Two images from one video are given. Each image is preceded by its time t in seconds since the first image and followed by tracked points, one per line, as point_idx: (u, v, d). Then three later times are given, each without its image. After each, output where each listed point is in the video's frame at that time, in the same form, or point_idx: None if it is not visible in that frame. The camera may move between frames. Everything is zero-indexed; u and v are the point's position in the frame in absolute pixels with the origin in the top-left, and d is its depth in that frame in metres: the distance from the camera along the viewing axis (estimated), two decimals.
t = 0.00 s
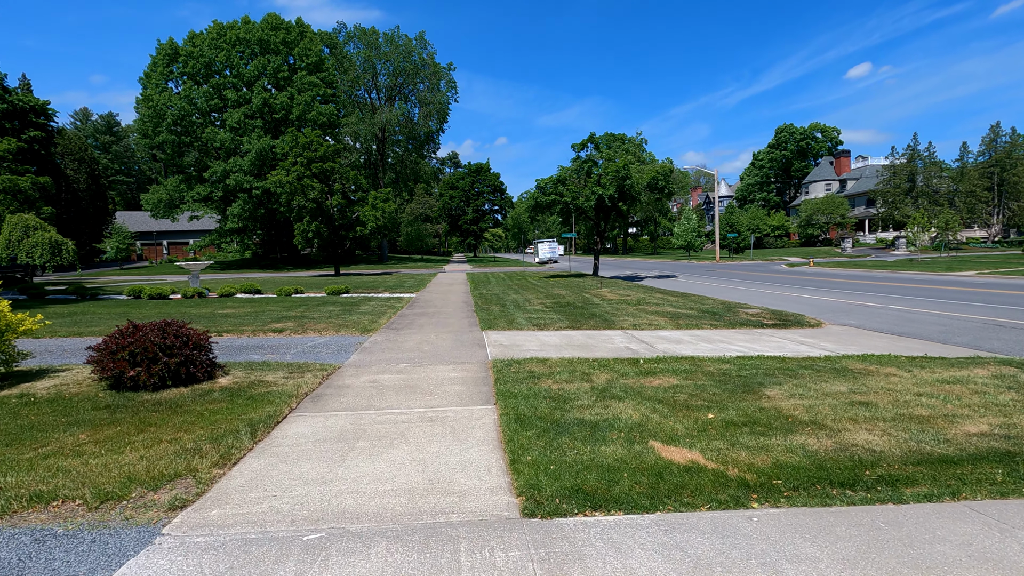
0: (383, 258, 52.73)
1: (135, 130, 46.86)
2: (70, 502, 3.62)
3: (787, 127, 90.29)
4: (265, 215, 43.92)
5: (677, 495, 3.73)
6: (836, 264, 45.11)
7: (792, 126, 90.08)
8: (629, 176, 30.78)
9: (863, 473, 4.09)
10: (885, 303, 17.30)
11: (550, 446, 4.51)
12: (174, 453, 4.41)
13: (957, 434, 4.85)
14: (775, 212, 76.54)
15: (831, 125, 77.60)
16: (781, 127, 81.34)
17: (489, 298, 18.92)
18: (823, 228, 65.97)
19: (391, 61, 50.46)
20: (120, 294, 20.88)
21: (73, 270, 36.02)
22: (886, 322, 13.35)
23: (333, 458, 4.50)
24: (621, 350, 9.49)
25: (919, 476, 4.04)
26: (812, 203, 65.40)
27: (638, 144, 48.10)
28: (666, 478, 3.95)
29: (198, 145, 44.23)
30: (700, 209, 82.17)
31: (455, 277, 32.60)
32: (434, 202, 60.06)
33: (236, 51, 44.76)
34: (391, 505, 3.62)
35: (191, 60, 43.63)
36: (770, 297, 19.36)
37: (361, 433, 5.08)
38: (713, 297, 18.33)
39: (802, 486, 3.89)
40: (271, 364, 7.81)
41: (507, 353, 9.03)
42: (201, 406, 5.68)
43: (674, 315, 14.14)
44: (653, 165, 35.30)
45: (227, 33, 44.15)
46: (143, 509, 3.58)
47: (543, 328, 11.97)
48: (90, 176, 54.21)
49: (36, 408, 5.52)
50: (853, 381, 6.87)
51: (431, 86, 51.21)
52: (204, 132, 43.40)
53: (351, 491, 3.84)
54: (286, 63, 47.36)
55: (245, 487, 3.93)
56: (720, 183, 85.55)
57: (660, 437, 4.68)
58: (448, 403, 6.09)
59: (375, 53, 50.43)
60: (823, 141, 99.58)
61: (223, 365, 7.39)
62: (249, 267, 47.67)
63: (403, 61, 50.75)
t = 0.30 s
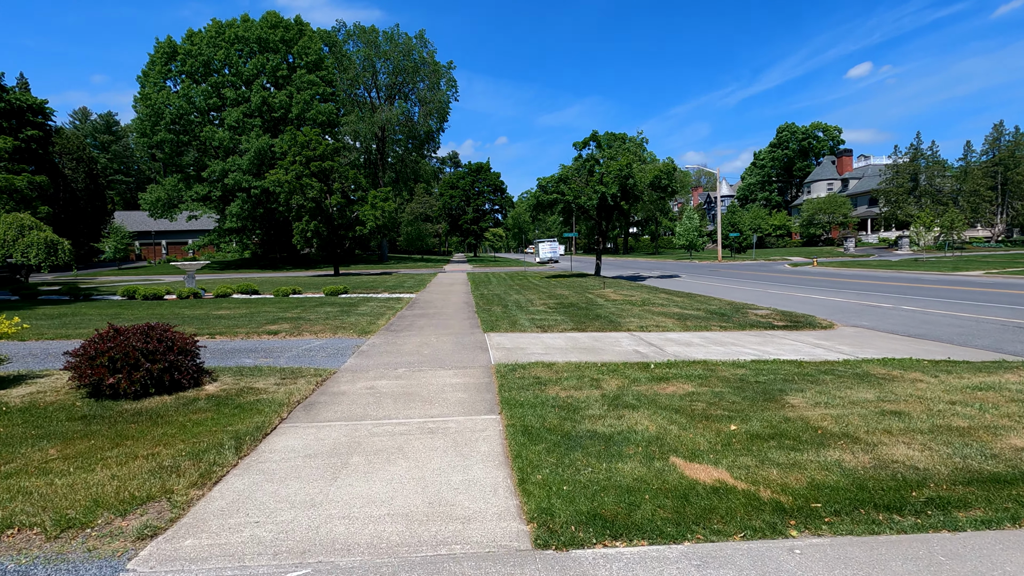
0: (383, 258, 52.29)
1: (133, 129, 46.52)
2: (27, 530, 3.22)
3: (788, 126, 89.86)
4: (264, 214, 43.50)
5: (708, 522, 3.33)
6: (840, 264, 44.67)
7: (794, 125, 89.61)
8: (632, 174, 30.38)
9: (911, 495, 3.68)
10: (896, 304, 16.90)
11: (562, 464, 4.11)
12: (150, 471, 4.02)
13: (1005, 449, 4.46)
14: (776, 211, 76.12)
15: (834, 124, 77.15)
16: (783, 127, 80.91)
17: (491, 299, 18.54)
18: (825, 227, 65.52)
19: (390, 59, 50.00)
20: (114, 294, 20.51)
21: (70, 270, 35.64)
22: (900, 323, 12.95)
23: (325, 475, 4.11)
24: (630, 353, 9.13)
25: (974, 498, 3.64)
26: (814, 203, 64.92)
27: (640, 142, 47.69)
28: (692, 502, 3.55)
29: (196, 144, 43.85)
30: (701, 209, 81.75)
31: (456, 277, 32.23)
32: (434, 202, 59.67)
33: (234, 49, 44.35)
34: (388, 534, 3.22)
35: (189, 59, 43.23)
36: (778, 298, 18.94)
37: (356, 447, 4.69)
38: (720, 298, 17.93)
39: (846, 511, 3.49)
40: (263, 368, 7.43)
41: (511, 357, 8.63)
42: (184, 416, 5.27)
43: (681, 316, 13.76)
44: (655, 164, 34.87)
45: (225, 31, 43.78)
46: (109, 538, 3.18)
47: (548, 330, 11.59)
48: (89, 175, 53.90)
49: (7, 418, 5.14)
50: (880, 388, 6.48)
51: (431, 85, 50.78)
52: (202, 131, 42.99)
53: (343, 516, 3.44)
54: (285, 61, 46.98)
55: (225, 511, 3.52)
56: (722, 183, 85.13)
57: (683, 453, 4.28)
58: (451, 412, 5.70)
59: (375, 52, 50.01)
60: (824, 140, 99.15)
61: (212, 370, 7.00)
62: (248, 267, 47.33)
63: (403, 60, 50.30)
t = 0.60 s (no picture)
0: (383, 258, 51.85)
1: (132, 128, 46.17)
2: None
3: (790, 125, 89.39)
4: (263, 213, 43.08)
5: (749, 561, 2.92)
6: (845, 263, 44.16)
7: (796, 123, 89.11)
8: (635, 173, 29.97)
9: (971, 527, 3.26)
10: (909, 304, 16.48)
11: (579, 489, 3.71)
12: (120, 498, 3.62)
13: None
14: (779, 210, 75.69)
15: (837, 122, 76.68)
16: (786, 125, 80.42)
17: (493, 300, 18.15)
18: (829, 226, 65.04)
19: (390, 57, 49.59)
20: (109, 296, 20.11)
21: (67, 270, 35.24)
22: (916, 325, 12.55)
23: (315, 502, 3.71)
24: (641, 358, 8.73)
25: None
26: (817, 201, 64.39)
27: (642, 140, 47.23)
28: (728, 536, 3.15)
29: (195, 143, 43.45)
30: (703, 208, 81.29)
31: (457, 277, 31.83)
32: (434, 201, 59.27)
33: (233, 48, 43.97)
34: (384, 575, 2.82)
35: (188, 57, 42.81)
36: (786, 298, 18.53)
37: (351, 467, 4.29)
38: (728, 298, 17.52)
39: (902, 547, 3.08)
40: (255, 376, 7.03)
41: (516, 362, 8.24)
42: (166, 431, 4.88)
43: (689, 317, 13.36)
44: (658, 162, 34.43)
45: (224, 29, 43.39)
46: None
47: (553, 333, 11.19)
48: (87, 175, 53.56)
49: None
50: (911, 398, 6.07)
51: (431, 83, 50.39)
52: (201, 129, 42.59)
53: (335, 553, 3.04)
54: (284, 60, 46.56)
55: (201, 547, 3.12)
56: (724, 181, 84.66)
57: (710, 476, 3.88)
58: (453, 425, 5.30)
59: (375, 50, 49.61)
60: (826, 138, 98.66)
61: (201, 378, 6.61)
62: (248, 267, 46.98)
63: (403, 58, 49.89)
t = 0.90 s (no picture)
0: (383, 258, 51.45)
1: (131, 128, 45.83)
2: None
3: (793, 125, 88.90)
4: (263, 214, 42.69)
5: None
6: (850, 264, 43.68)
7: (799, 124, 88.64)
8: (639, 172, 29.56)
9: None
10: (921, 305, 16.09)
11: (597, 515, 3.29)
12: (78, 527, 3.19)
13: None
14: (781, 210, 75.23)
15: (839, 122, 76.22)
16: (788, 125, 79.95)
17: (495, 301, 17.73)
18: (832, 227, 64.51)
19: (391, 57, 49.21)
20: (104, 297, 19.70)
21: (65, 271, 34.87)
22: (934, 327, 12.11)
23: (300, 528, 3.29)
24: (651, 362, 8.35)
25: None
26: (820, 201, 63.89)
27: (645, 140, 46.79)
28: (772, 573, 2.73)
29: (195, 143, 43.07)
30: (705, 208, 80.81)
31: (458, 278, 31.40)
32: (436, 201, 58.95)
33: (233, 47, 43.62)
34: None
35: (188, 57, 42.40)
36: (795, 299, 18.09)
37: (342, 486, 3.88)
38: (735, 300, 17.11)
39: None
40: (245, 382, 6.61)
41: (521, 366, 7.81)
42: (141, 445, 4.46)
43: (698, 319, 12.91)
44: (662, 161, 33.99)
45: (224, 28, 43.04)
46: None
47: (558, 335, 10.78)
48: (86, 175, 53.21)
49: None
50: (946, 408, 5.66)
51: (432, 83, 50.02)
52: (201, 129, 42.24)
53: None
54: (284, 59, 46.20)
55: None
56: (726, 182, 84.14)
57: (742, 500, 3.44)
58: (455, 437, 4.88)
59: (376, 50, 49.27)
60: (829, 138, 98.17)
61: (186, 385, 6.18)
62: (248, 267, 46.64)
63: (404, 57, 49.53)
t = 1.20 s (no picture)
0: (384, 258, 51.05)
1: (131, 126, 45.43)
2: None
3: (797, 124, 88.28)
4: (264, 213, 42.29)
5: None
6: (855, 263, 43.15)
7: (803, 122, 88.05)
8: (643, 170, 29.09)
9: None
10: (936, 306, 15.62)
11: (623, 558, 2.85)
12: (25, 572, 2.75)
13: None
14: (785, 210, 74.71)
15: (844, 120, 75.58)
16: (792, 123, 79.39)
17: (498, 301, 17.29)
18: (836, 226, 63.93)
19: (393, 55, 48.72)
20: (98, 297, 19.28)
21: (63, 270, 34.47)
22: (955, 330, 11.64)
23: (282, 573, 2.86)
24: (664, 368, 7.91)
25: None
26: (825, 201, 63.30)
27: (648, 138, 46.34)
28: None
29: (194, 141, 42.62)
30: (708, 208, 80.26)
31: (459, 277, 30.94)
32: (437, 200, 58.51)
33: (234, 45, 43.22)
34: None
35: (188, 54, 41.93)
36: (804, 300, 17.66)
37: (334, 518, 3.45)
38: (744, 301, 16.64)
39: None
40: (234, 392, 6.18)
41: (528, 374, 7.37)
42: (112, 468, 4.03)
43: (709, 322, 12.44)
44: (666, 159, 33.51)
45: (224, 25, 42.63)
46: None
47: (564, 339, 10.33)
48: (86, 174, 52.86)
49: None
50: (992, 423, 5.21)
51: (433, 81, 49.55)
52: (201, 127, 41.84)
53: None
54: (285, 57, 45.76)
55: None
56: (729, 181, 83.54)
57: (789, 540, 3.00)
58: (459, 456, 4.45)
59: (377, 47, 48.81)
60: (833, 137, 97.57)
61: (170, 396, 5.75)
62: (248, 267, 46.24)
63: (406, 55, 49.05)
